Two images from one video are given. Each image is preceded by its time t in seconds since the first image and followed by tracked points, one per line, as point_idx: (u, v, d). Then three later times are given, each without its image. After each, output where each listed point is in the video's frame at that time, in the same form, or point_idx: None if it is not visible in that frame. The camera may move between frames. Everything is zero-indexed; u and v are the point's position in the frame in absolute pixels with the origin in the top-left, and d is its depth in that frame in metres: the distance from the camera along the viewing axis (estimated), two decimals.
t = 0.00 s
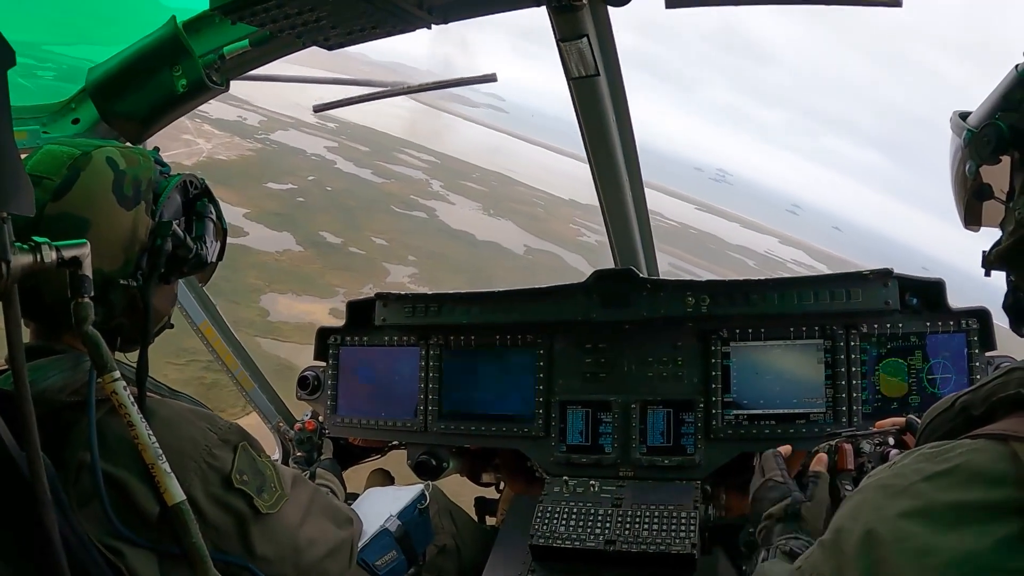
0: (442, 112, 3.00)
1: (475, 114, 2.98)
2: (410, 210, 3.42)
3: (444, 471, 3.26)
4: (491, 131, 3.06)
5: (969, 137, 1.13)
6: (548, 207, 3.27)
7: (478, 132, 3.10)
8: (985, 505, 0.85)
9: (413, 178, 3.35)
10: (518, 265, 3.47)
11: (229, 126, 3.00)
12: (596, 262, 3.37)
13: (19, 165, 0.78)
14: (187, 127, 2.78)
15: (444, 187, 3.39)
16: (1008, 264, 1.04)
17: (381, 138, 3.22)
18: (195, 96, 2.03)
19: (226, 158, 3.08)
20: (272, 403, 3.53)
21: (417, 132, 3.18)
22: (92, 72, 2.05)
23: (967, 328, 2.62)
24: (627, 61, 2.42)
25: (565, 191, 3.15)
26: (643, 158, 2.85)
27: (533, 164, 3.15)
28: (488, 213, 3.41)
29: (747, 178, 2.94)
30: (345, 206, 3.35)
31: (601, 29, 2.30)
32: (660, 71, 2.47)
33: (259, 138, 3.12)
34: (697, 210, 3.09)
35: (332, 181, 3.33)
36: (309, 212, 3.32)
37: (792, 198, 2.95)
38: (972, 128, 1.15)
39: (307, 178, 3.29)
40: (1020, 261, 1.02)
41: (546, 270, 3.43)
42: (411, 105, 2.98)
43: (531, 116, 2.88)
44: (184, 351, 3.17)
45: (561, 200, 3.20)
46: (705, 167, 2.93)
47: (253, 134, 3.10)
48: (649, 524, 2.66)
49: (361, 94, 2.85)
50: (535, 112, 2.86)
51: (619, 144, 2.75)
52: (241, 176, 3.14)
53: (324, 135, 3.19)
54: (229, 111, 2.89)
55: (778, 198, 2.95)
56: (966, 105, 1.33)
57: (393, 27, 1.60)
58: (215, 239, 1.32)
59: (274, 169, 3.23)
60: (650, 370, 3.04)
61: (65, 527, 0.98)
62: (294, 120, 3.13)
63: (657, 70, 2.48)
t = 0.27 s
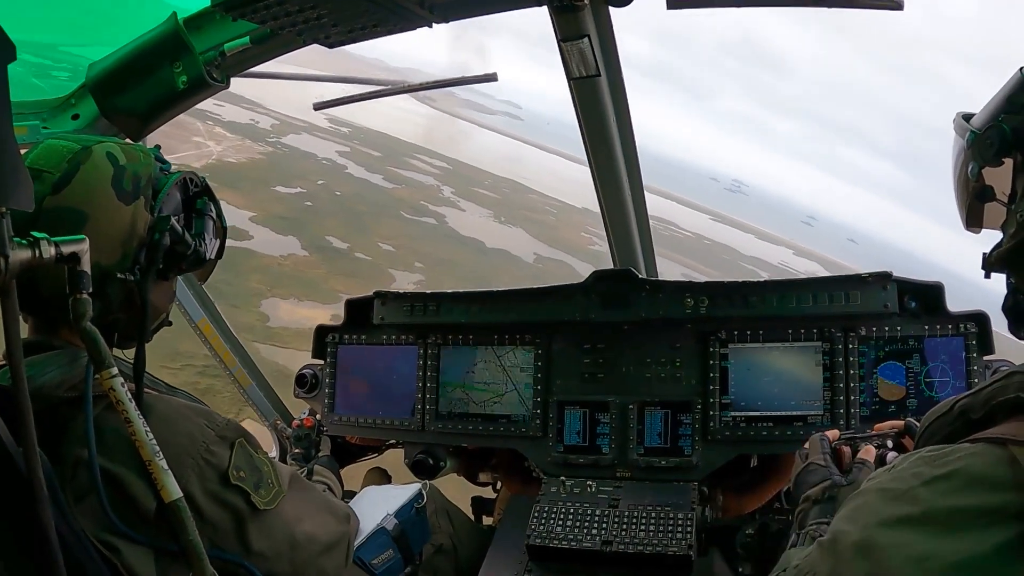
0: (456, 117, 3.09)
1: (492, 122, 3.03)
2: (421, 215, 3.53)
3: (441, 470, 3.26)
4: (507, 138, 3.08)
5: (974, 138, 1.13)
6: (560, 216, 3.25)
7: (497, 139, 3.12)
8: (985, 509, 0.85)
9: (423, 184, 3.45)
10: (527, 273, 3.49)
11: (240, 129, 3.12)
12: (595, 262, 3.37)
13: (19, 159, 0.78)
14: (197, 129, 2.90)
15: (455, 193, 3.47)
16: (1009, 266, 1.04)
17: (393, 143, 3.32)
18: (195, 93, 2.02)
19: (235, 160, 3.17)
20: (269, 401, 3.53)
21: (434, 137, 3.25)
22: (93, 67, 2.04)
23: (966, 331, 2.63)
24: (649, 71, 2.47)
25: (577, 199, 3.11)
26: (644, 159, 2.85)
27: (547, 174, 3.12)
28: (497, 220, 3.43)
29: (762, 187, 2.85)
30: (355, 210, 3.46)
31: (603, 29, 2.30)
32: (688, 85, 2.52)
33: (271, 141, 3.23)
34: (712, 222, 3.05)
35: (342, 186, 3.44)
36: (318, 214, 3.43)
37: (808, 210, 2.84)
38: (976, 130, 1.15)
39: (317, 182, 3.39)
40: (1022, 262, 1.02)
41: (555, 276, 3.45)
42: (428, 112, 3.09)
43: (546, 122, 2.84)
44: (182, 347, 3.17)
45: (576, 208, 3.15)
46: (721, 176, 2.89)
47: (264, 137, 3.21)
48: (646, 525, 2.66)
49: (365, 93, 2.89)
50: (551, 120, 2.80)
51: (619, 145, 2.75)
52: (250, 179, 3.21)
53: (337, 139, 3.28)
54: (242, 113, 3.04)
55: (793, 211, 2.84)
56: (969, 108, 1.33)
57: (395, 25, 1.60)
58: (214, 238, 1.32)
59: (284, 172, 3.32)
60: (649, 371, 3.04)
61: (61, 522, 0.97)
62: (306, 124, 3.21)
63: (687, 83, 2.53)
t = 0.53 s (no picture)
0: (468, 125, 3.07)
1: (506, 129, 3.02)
2: (430, 222, 3.51)
3: (440, 470, 3.26)
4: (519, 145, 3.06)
5: (977, 136, 1.13)
6: (570, 223, 3.29)
7: (509, 147, 3.10)
8: (983, 509, 0.86)
9: (433, 192, 3.43)
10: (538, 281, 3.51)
11: (250, 135, 3.16)
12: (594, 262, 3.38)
13: (19, 158, 0.78)
14: (206, 135, 2.96)
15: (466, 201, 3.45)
16: (1011, 265, 1.04)
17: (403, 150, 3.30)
18: (194, 94, 2.02)
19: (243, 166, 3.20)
20: (268, 401, 3.50)
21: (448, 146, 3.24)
22: (93, 67, 2.04)
23: (964, 331, 2.63)
24: (658, 77, 2.50)
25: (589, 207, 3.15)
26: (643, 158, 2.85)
27: (557, 184, 3.14)
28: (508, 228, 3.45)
29: (775, 196, 2.90)
30: (363, 218, 3.43)
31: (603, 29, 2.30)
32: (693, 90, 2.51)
33: (280, 147, 3.24)
34: (725, 230, 3.08)
35: (350, 193, 3.41)
36: (326, 221, 3.40)
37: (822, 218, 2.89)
38: (979, 127, 1.15)
39: (325, 189, 3.35)
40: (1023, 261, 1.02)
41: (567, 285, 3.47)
42: (442, 119, 3.08)
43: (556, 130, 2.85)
44: (181, 347, 3.16)
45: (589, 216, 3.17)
46: (734, 184, 2.92)
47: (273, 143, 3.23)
48: (645, 525, 2.66)
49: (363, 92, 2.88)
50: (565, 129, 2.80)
51: (619, 146, 2.76)
52: (259, 186, 3.21)
53: (347, 146, 3.28)
54: (252, 121, 3.10)
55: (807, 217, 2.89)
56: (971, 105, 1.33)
57: (395, 26, 1.60)
58: (213, 238, 1.32)
59: (291, 178, 3.30)
60: (648, 371, 3.05)
61: (61, 522, 0.97)
62: (316, 131, 3.24)
63: (691, 87, 2.52)
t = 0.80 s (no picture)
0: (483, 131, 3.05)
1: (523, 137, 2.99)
2: (444, 229, 3.50)
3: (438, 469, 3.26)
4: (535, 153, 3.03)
5: (978, 137, 1.13)
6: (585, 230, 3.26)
7: (527, 155, 3.07)
8: (979, 510, 0.86)
9: (447, 198, 3.41)
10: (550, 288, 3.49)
11: (263, 142, 3.12)
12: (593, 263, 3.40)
13: (19, 155, 0.78)
14: (218, 141, 2.95)
15: (478, 207, 3.41)
16: (1009, 266, 1.04)
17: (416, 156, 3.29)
18: (194, 91, 2.03)
19: (256, 173, 3.14)
20: (266, 398, 3.53)
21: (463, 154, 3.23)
22: (94, 65, 2.04)
23: (963, 333, 2.63)
24: (673, 82, 2.51)
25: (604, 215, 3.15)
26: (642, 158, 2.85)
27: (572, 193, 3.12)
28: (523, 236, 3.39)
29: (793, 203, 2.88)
30: (374, 225, 3.42)
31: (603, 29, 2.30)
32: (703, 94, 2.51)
33: (292, 154, 3.19)
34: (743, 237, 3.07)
35: (360, 200, 3.37)
36: (336, 228, 3.38)
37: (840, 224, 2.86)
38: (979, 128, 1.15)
39: (336, 196, 3.33)
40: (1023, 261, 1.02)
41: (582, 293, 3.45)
42: (458, 126, 3.08)
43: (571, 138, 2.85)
44: (180, 344, 3.16)
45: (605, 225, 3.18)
46: (751, 191, 2.91)
47: (287, 150, 3.18)
48: (642, 525, 2.66)
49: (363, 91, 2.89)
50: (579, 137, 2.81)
51: (619, 148, 2.77)
52: (269, 193, 3.17)
53: (360, 153, 3.25)
54: (266, 127, 3.09)
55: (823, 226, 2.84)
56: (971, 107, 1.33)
57: (395, 24, 1.60)
58: (212, 234, 1.31)
59: (302, 185, 3.27)
60: (647, 371, 3.05)
61: (60, 519, 0.98)
62: (330, 137, 3.20)
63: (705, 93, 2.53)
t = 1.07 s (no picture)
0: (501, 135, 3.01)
1: (543, 141, 2.92)
2: (454, 232, 3.44)
3: (436, 469, 3.25)
4: (554, 157, 2.95)
5: (975, 139, 1.13)
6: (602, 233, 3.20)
7: (543, 158, 2.99)
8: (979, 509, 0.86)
9: (461, 203, 3.36)
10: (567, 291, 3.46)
11: (275, 147, 3.14)
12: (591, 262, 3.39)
13: (15, 152, 0.78)
14: (230, 146, 3.01)
15: (491, 211, 3.33)
16: (1008, 268, 1.04)
17: (429, 161, 3.27)
18: (191, 90, 2.03)
19: (267, 178, 3.19)
20: (264, 398, 3.53)
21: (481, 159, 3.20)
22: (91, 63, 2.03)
23: (960, 333, 2.63)
24: (694, 85, 2.55)
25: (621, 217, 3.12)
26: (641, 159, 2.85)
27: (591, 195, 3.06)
28: (537, 238, 3.32)
29: (812, 204, 2.80)
30: (385, 228, 3.40)
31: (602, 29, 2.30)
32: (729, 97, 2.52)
33: (304, 159, 3.21)
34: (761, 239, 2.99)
35: (371, 204, 3.35)
36: (346, 233, 3.38)
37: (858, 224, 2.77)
38: (977, 130, 1.15)
39: (347, 201, 3.32)
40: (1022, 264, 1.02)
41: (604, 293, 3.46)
42: (472, 128, 3.06)
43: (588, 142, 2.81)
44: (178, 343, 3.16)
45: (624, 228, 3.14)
46: (769, 192, 2.84)
47: (299, 155, 3.19)
48: (640, 525, 2.66)
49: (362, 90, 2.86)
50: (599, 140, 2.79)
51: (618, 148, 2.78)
52: (280, 198, 3.21)
53: (373, 157, 3.23)
54: (278, 132, 3.10)
55: (840, 226, 2.78)
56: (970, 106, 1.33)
57: (392, 24, 1.60)
58: (205, 229, 1.28)
59: (314, 189, 3.27)
60: (644, 371, 3.05)
61: (56, 519, 0.98)
62: (344, 142, 3.20)
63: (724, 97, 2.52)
